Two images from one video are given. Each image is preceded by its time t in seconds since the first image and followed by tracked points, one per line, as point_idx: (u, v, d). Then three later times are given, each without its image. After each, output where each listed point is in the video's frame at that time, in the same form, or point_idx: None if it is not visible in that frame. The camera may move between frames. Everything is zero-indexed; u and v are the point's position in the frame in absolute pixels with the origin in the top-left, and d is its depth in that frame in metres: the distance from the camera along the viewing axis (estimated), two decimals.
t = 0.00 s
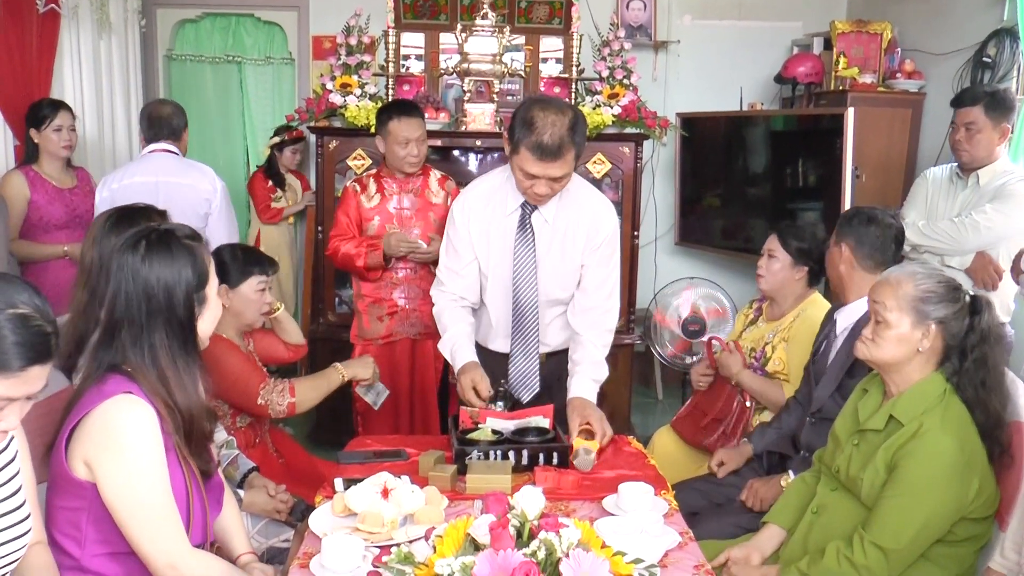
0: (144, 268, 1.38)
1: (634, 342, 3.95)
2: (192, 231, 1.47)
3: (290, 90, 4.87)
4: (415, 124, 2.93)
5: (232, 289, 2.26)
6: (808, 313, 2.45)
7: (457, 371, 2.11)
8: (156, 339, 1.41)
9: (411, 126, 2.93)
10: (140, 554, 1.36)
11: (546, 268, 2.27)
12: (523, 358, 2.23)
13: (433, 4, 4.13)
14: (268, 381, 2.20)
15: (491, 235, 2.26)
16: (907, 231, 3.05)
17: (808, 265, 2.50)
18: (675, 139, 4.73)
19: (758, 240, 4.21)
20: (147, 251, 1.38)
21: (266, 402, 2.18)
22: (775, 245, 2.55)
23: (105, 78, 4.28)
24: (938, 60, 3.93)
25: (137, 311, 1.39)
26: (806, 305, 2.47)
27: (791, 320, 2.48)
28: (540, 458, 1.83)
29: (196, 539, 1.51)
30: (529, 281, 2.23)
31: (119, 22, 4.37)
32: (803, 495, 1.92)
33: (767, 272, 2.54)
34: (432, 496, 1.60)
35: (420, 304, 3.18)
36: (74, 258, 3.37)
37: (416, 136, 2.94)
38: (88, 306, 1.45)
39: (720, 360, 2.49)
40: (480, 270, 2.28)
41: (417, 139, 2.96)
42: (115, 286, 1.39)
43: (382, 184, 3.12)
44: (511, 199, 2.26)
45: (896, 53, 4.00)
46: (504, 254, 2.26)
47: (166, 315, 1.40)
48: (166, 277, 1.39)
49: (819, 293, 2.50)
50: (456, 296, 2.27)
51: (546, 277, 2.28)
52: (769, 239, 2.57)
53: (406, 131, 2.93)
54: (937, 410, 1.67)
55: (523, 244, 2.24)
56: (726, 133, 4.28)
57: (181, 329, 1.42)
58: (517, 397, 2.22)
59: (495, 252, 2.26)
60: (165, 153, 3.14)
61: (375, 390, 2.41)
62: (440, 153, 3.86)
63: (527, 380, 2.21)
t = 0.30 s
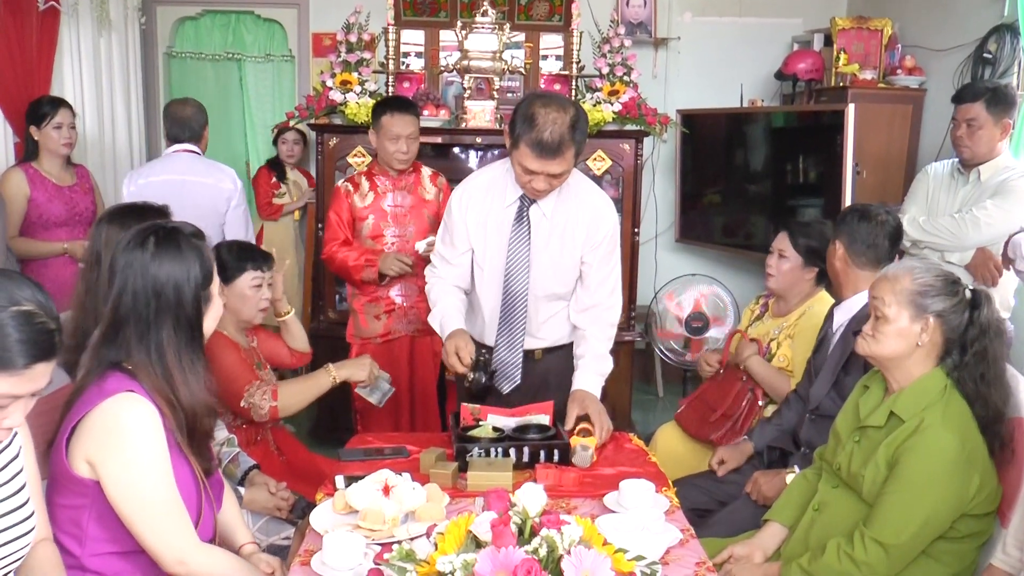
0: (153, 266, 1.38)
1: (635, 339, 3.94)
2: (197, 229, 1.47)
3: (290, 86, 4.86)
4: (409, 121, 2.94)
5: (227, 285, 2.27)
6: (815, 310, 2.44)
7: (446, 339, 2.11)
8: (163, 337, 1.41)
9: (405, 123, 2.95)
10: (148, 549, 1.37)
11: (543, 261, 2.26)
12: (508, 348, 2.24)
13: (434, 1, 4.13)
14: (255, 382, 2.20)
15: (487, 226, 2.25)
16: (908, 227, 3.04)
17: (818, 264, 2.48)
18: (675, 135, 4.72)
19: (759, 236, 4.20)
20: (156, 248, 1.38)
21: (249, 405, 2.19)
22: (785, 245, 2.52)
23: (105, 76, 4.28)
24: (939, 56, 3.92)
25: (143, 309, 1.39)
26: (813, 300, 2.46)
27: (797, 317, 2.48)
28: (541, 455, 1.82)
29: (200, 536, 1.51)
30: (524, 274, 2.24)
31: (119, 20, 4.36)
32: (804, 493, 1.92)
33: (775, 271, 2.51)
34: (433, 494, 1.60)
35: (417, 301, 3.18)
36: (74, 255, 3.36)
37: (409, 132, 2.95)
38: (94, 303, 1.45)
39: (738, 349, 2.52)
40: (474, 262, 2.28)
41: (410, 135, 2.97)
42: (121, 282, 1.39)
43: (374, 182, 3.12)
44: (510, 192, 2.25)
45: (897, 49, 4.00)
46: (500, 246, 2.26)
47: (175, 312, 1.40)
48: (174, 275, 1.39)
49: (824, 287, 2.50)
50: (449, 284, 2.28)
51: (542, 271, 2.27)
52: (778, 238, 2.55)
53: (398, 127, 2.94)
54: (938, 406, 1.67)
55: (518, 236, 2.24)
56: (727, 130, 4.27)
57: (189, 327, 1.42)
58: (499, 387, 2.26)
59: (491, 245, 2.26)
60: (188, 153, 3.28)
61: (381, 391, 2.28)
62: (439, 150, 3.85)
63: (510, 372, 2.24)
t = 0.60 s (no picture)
0: (163, 264, 1.39)
1: (637, 337, 3.94)
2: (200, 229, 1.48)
3: (290, 85, 4.86)
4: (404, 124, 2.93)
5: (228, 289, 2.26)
6: (823, 310, 2.44)
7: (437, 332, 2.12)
8: (178, 334, 1.42)
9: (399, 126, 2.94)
10: (159, 545, 1.38)
11: (540, 260, 2.25)
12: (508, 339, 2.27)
13: None
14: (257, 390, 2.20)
15: (485, 222, 2.25)
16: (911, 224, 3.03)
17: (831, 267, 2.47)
18: (676, 133, 4.72)
19: (760, 234, 4.20)
20: (165, 247, 1.39)
21: (246, 413, 2.17)
22: (799, 245, 2.49)
23: (105, 76, 4.27)
24: (940, 53, 3.92)
25: (154, 308, 1.41)
26: (820, 301, 2.46)
27: (804, 317, 2.47)
28: (544, 453, 1.82)
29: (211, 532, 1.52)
30: (522, 271, 2.24)
31: (119, 19, 4.36)
32: (807, 491, 1.92)
33: (788, 272, 2.49)
34: (435, 493, 1.59)
35: (413, 299, 3.18)
36: (76, 255, 3.36)
37: (404, 135, 2.95)
38: (99, 302, 1.45)
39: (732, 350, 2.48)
40: (472, 257, 2.28)
41: (402, 137, 2.97)
42: (129, 282, 1.39)
43: (370, 179, 3.12)
44: (508, 189, 2.25)
45: (898, 46, 3.99)
46: (498, 242, 2.26)
47: (187, 309, 1.42)
48: (185, 273, 1.41)
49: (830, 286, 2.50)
50: (444, 278, 2.28)
51: (540, 269, 2.26)
52: (792, 238, 2.53)
53: (391, 129, 2.94)
54: (940, 403, 1.67)
55: (517, 233, 2.24)
56: (728, 128, 4.27)
57: (200, 324, 1.44)
58: (502, 376, 2.27)
59: (490, 241, 2.26)
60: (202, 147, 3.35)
61: (411, 399, 2.07)
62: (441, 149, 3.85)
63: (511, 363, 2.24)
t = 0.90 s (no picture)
0: (159, 264, 1.39)
1: (641, 336, 3.94)
2: (201, 228, 1.48)
3: (294, 83, 4.86)
4: (393, 120, 2.92)
5: (238, 292, 2.26)
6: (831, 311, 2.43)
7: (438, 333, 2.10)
8: (171, 334, 1.42)
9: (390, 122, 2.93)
10: (179, 535, 1.41)
11: (538, 260, 2.25)
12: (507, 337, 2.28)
13: None
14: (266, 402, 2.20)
15: (485, 219, 2.25)
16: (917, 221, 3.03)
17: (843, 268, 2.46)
18: (680, 131, 4.71)
19: (765, 232, 4.18)
20: (162, 246, 1.39)
21: (254, 425, 2.18)
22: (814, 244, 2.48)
23: (109, 74, 4.27)
24: (945, 50, 3.91)
25: (150, 307, 1.41)
26: (828, 301, 2.45)
27: (812, 317, 2.47)
28: (548, 452, 1.82)
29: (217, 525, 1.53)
30: (519, 271, 2.25)
31: (123, 17, 4.36)
32: (811, 489, 1.92)
33: (800, 270, 2.48)
34: (440, 492, 1.59)
35: (408, 297, 3.18)
36: (81, 253, 3.35)
37: (393, 130, 2.94)
38: (98, 300, 1.46)
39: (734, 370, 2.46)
40: (471, 255, 2.27)
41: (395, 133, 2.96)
42: (127, 279, 1.40)
43: (368, 177, 3.11)
44: (509, 187, 2.24)
45: (903, 43, 3.98)
46: (498, 240, 2.25)
47: (181, 309, 1.42)
48: (181, 272, 1.40)
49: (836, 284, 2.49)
50: (442, 275, 2.28)
51: (536, 268, 2.26)
52: (806, 236, 2.51)
53: (383, 127, 2.93)
54: (944, 401, 1.66)
55: (517, 233, 2.24)
56: (733, 125, 4.25)
57: (195, 323, 1.44)
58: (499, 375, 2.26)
59: (489, 239, 2.25)
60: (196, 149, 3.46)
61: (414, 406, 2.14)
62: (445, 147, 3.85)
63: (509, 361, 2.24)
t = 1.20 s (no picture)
0: (158, 263, 1.39)
1: (643, 333, 3.93)
2: (200, 227, 1.48)
3: (296, 82, 4.86)
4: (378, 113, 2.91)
5: (244, 296, 2.25)
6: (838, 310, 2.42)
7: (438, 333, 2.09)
8: (169, 334, 1.43)
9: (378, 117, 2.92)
10: (182, 533, 1.42)
11: (539, 260, 2.25)
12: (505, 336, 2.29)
13: None
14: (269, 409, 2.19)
15: (486, 218, 2.24)
16: (920, 218, 3.03)
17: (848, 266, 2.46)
18: (682, 128, 4.70)
19: (768, 230, 4.18)
20: (160, 246, 1.39)
21: (258, 431, 2.16)
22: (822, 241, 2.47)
23: (111, 73, 4.28)
24: (947, 46, 3.90)
25: (148, 306, 1.41)
26: (832, 299, 2.44)
27: (817, 315, 2.46)
28: (550, 450, 1.81)
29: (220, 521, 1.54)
30: (519, 270, 2.25)
31: (125, 17, 4.37)
32: (813, 488, 1.91)
33: (805, 269, 2.48)
34: (442, 491, 1.59)
35: (404, 296, 3.17)
36: (84, 252, 3.36)
37: (380, 126, 2.92)
38: (98, 299, 1.46)
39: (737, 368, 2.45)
40: (472, 254, 2.27)
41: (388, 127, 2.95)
42: (127, 278, 1.40)
43: (367, 176, 3.11)
44: (512, 186, 2.23)
45: (906, 40, 3.97)
46: (499, 240, 2.25)
47: (180, 309, 1.42)
48: (179, 271, 1.41)
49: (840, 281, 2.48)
50: (442, 272, 2.27)
51: (537, 268, 2.26)
52: (811, 234, 2.51)
53: (374, 126, 2.92)
54: (944, 399, 1.66)
55: (518, 233, 2.24)
56: (735, 122, 4.25)
57: (194, 323, 1.44)
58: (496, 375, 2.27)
59: (490, 238, 2.25)
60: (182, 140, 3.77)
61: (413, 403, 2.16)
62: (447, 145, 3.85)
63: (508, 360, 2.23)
